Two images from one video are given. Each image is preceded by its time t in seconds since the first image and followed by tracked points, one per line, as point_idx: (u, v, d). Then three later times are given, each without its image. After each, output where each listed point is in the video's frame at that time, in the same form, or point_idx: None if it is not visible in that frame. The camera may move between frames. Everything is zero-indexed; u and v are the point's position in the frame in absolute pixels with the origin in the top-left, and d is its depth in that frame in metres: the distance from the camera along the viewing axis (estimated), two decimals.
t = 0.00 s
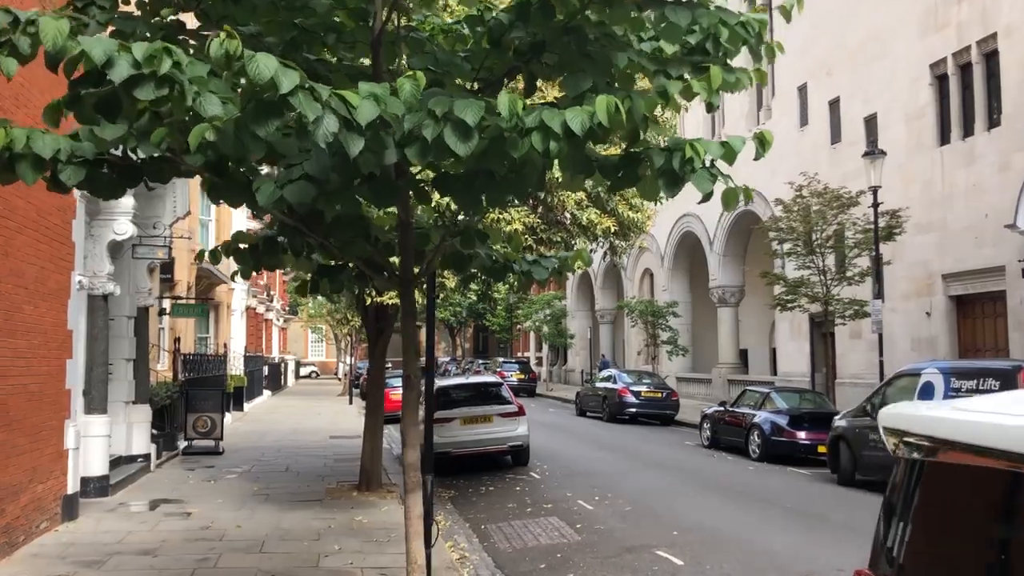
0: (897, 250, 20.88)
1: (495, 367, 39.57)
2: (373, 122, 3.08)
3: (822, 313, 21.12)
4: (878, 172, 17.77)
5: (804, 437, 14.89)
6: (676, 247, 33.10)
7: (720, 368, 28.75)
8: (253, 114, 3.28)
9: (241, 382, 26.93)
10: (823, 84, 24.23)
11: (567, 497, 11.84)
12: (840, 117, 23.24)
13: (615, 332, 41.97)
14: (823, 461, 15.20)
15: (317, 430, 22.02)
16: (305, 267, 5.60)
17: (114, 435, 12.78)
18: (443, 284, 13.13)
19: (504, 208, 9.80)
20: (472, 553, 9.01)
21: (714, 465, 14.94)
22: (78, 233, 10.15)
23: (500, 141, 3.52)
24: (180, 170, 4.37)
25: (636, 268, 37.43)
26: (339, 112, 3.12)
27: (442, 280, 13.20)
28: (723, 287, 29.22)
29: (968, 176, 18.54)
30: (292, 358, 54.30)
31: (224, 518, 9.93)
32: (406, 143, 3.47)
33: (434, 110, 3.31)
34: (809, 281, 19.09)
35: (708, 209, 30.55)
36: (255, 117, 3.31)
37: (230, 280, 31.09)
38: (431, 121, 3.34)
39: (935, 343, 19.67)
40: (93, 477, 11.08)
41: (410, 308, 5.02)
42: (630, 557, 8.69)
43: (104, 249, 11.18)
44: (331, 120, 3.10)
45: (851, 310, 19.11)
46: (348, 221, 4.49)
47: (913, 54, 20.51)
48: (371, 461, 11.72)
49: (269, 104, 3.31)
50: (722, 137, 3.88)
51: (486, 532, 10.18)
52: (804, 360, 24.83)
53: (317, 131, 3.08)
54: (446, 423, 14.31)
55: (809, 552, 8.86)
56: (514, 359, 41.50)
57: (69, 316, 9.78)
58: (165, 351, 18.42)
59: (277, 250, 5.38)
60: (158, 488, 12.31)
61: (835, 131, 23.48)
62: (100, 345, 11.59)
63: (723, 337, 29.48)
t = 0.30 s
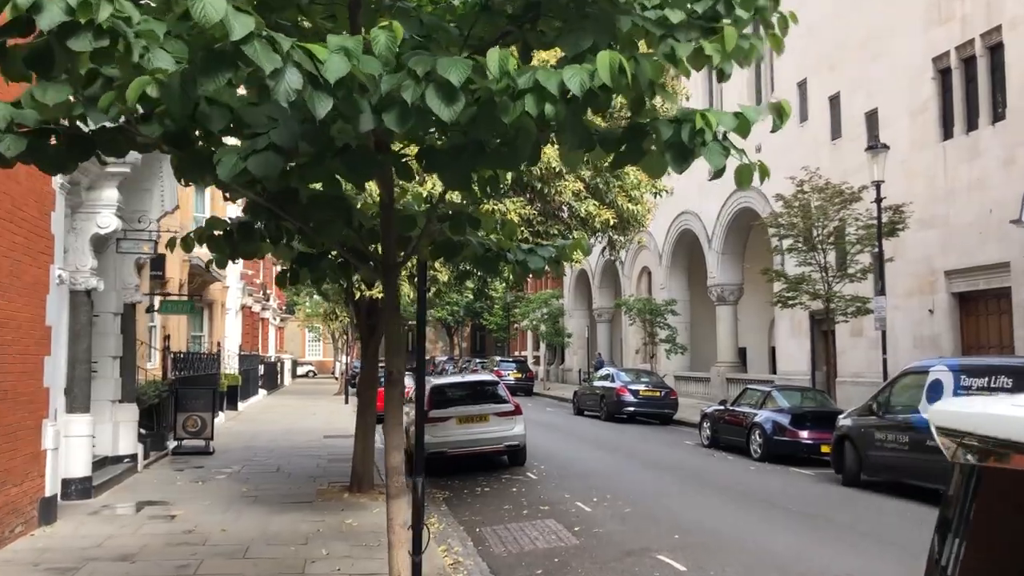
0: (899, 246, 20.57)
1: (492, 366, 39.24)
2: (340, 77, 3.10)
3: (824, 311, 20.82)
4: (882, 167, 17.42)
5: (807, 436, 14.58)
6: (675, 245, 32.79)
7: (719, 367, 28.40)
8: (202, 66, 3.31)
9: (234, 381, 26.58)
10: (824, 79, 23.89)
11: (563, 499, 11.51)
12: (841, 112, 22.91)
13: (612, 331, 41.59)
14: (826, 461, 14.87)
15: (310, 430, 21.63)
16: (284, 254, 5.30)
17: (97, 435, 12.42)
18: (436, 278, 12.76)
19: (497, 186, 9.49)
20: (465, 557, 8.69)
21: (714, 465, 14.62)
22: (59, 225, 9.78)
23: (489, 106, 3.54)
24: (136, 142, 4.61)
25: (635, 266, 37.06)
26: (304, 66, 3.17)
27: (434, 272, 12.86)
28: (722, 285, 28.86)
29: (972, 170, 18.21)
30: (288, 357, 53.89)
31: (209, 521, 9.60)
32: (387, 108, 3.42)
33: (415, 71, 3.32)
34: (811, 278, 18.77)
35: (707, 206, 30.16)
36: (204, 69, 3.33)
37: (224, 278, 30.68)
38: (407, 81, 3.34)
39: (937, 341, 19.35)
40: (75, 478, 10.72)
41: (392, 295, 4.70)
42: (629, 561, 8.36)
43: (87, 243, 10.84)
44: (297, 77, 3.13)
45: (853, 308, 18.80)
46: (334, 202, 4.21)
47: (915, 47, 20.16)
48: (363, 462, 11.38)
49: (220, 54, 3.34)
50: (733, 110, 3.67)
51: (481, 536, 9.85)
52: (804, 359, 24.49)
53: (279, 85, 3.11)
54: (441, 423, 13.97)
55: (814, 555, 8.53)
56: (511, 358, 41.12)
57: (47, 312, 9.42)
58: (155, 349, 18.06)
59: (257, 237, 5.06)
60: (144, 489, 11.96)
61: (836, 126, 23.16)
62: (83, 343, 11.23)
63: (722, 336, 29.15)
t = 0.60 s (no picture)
0: (903, 245, 20.14)
1: (489, 367, 38.78)
2: (294, 34, 2.90)
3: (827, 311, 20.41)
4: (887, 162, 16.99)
5: (812, 440, 14.17)
6: (673, 244, 32.38)
7: (719, 368, 27.98)
8: (126, 13, 3.07)
9: (225, 383, 26.11)
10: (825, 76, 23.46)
11: (561, 506, 11.07)
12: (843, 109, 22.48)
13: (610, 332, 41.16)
14: (831, 466, 14.45)
15: (302, 433, 21.17)
16: (257, 250, 4.83)
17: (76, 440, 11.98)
18: (427, 273, 12.33)
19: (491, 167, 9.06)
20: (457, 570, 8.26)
21: (716, 469, 14.19)
22: (33, 219, 9.31)
23: (473, 77, 3.19)
24: (73, 119, 4.26)
25: (633, 265, 36.64)
26: (254, 20, 2.96)
27: (424, 269, 12.42)
28: (721, 285, 28.43)
29: (979, 167, 17.79)
30: (283, 359, 53.40)
31: (190, 531, 9.16)
32: (352, 73, 3.26)
33: (387, 31, 3.09)
34: (814, 277, 18.34)
35: (706, 205, 29.72)
36: (128, 19, 3.10)
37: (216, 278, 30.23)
38: (379, 43, 3.14)
39: (943, 342, 18.94)
40: (51, 486, 10.25)
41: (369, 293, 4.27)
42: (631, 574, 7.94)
43: (64, 240, 10.39)
44: (241, 34, 3.00)
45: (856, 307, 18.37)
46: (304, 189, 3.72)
47: (920, 42, 19.72)
48: (352, 468, 10.93)
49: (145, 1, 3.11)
50: (754, 83, 3.24)
51: (473, 546, 9.42)
52: (805, 360, 24.09)
53: (222, 40, 2.97)
54: (435, 426, 13.55)
55: (825, 566, 8.09)
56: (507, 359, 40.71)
57: (18, 312, 8.97)
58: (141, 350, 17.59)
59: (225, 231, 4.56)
60: (125, 496, 11.52)
61: (837, 123, 22.75)
62: (62, 345, 10.79)
63: (722, 336, 28.73)
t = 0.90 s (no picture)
0: (905, 240, 19.78)
1: (484, 365, 38.38)
2: None
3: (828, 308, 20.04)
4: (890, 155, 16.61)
5: (814, 439, 13.80)
6: (670, 241, 32.02)
7: (717, 366, 27.63)
8: None
9: (216, 382, 25.65)
10: (826, 69, 23.06)
11: (556, 508, 10.67)
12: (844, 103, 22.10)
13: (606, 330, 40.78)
14: (834, 465, 14.08)
15: (293, 432, 20.74)
16: (224, 232, 4.47)
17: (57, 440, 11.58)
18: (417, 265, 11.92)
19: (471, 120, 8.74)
20: None
21: (715, 469, 13.82)
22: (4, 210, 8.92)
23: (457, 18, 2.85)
24: None
25: (630, 263, 36.26)
26: None
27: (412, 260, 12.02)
28: (719, 282, 28.06)
29: (983, 161, 17.44)
30: (277, 357, 52.95)
31: (169, 535, 8.75)
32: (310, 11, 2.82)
33: None
34: (815, 273, 17.97)
35: (704, 202, 29.34)
36: None
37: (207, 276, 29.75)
38: None
39: (945, 339, 18.58)
40: (26, 488, 9.82)
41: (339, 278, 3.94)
42: None
43: (40, 231, 10.02)
44: None
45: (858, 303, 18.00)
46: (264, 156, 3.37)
47: (922, 34, 19.34)
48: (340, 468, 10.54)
49: None
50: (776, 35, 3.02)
51: (465, 550, 9.02)
52: (804, 358, 23.72)
53: None
54: (427, 426, 13.15)
55: (833, 571, 7.70)
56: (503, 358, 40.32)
57: None
58: (126, 347, 17.15)
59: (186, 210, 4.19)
60: (105, 498, 11.09)
61: (838, 118, 22.37)
62: (38, 340, 10.38)
63: (720, 334, 28.36)
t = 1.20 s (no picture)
0: (905, 236, 19.43)
1: (477, 363, 37.99)
2: None
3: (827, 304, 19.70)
4: (890, 148, 16.25)
5: (814, 439, 13.44)
6: (665, 238, 31.66)
7: (712, 364, 27.29)
8: None
9: (205, 380, 25.25)
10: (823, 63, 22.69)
11: (549, 512, 10.30)
12: (842, 97, 21.74)
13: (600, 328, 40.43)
14: (834, 466, 13.73)
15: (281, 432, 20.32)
16: (183, 218, 4.14)
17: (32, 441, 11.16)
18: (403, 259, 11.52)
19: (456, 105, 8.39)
20: None
21: (713, 470, 13.46)
22: None
23: None
24: None
25: (624, 260, 35.90)
26: None
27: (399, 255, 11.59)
28: (714, 279, 27.71)
29: (984, 155, 17.10)
30: (269, 356, 52.50)
31: (142, 541, 8.36)
32: None
33: None
34: (813, 269, 17.62)
35: (699, 198, 28.98)
36: None
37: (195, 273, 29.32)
38: None
39: (946, 337, 18.24)
40: None
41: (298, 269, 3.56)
42: None
43: (11, 225, 9.57)
44: None
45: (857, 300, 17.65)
46: (205, 123, 3.04)
47: (922, 26, 18.99)
48: (325, 471, 10.15)
49: None
50: None
51: (453, 557, 8.63)
52: (801, 356, 23.39)
53: None
54: (416, 426, 12.76)
55: None
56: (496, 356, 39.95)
57: None
58: (109, 345, 16.75)
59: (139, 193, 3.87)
60: (80, 502, 10.68)
61: (836, 112, 22.02)
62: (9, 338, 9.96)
63: (715, 332, 28.00)
